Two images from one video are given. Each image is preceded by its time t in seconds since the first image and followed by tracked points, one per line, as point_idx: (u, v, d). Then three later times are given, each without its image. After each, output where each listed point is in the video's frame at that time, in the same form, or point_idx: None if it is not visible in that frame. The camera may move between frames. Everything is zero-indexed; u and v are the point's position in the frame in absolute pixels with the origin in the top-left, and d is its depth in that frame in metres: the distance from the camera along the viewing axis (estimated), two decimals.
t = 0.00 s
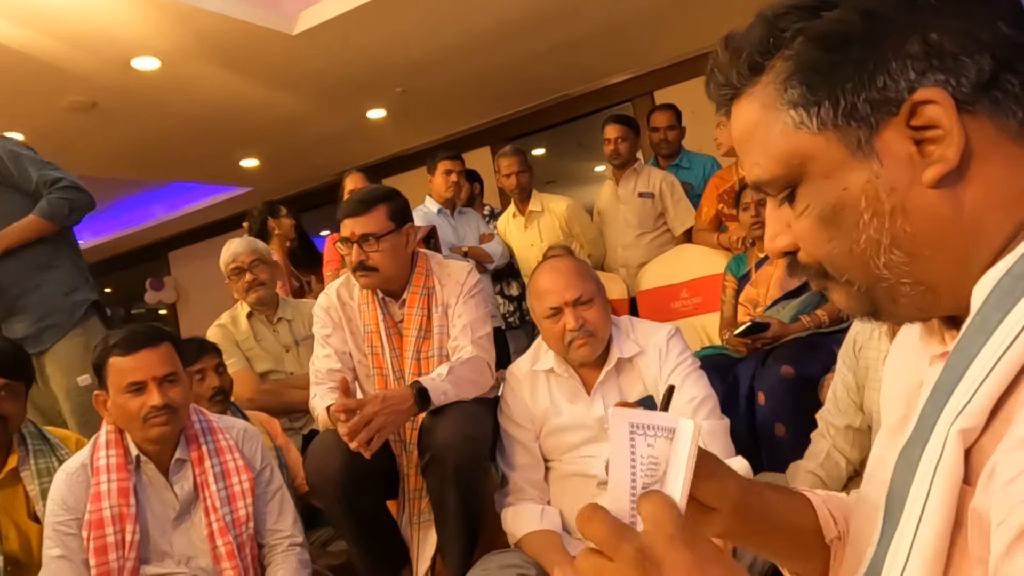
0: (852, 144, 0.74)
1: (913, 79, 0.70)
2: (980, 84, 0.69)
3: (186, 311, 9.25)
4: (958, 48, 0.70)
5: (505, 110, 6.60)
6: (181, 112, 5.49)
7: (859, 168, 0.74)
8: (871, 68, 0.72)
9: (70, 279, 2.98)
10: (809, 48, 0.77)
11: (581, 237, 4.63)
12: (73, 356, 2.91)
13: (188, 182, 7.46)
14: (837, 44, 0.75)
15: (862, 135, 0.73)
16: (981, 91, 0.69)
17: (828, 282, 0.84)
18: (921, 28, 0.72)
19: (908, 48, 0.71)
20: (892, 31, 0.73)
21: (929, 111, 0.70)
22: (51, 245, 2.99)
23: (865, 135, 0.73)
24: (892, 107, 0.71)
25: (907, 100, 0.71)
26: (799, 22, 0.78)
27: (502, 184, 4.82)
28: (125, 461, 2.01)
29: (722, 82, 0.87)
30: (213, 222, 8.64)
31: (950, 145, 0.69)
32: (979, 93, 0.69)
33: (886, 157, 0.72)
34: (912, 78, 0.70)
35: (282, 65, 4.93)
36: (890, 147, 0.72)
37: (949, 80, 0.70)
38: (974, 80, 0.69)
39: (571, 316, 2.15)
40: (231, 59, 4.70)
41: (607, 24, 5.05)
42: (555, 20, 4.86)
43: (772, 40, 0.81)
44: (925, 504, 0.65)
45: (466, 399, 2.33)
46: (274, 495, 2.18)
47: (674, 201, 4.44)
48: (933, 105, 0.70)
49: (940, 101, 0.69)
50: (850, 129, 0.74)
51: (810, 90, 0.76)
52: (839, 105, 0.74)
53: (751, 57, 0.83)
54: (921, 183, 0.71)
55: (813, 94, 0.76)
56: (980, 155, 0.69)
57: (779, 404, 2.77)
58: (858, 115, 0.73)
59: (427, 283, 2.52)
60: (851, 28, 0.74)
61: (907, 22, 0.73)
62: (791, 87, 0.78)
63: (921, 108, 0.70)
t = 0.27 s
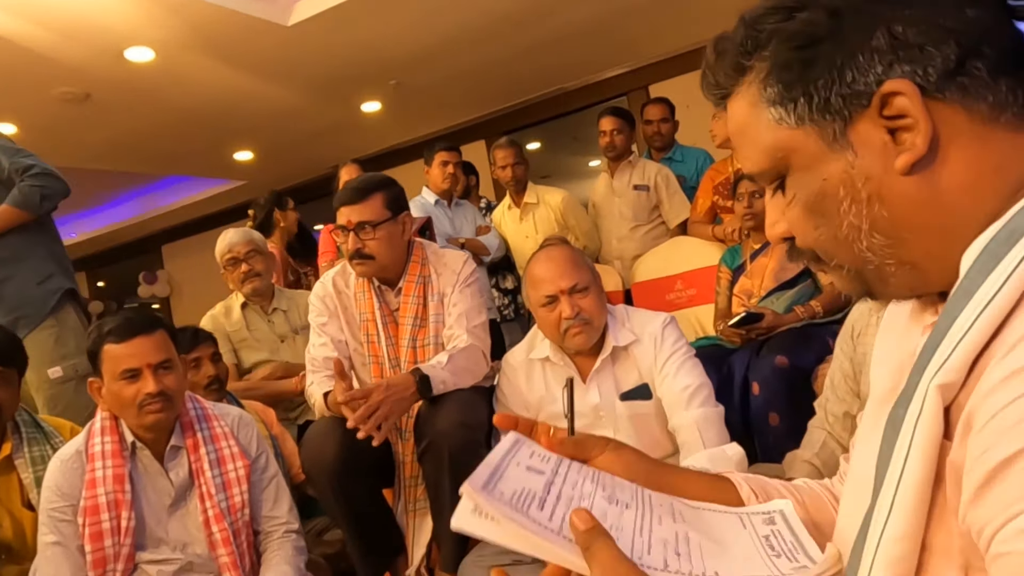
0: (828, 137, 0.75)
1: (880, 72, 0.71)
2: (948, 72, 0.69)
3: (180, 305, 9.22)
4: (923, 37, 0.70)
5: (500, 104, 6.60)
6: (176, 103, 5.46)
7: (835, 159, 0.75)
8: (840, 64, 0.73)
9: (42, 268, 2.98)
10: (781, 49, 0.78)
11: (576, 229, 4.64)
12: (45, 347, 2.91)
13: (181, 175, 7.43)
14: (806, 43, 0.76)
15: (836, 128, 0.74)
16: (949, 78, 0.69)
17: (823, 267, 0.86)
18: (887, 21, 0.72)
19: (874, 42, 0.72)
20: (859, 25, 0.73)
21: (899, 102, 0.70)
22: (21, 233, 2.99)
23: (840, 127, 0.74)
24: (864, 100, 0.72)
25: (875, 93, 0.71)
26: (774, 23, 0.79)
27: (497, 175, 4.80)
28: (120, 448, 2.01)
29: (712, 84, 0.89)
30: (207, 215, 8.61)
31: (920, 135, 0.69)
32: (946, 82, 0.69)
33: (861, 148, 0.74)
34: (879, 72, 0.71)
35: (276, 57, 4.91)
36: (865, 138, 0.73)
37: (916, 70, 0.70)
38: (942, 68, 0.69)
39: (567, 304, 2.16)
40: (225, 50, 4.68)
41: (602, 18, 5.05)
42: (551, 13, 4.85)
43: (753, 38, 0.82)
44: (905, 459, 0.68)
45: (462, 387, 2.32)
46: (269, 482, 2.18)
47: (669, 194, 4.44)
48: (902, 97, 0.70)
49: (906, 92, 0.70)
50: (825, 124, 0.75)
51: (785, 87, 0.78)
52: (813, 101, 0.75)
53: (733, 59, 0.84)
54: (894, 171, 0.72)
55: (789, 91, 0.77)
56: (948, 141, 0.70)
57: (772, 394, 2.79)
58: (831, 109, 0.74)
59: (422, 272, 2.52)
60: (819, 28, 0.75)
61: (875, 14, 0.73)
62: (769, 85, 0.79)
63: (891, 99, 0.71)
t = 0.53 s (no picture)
0: (764, 142, 0.75)
1: (810, 77, 0.71)
2: (872, 75, 0.69)
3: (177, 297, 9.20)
4: (847, 43, 0.71)
5: (496, 96, 6.59)
6: (172, 94, 5.44)
7: (772, 162, 0.75)
8: (772, 71, 0.73)
9: (30, 258, 2.96)
10: (715, 61, 0.79)
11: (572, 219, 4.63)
12: (33, 339, 2.89)
13: (178, 166, 7.41)
14: (739, 52, 0.77)
15: (773, 133, 0.74)
16: (874, 81, 0.69)
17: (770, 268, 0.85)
18: (810, 30, 0.73)
19: (802, 49, 0.72)
20: (786, 33, 0.74)
21: (829, 106, 0.70)
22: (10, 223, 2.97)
23: (775, 132, 0.74)
24: (796, 105, 0.72)
25: (806, 97, 0.71)
26: (711, 35, 0.79)
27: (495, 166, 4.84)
28: (117, 432, 2.01)
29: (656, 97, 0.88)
30: (203, 207, 8.58)
31: (851, 137, 0.70)
32: (873, 85, 0.69)
33: (796, 151, 0.73)
34: (808, 78, 0.71)
35: (271, 48, 4.89)
36: (800, 141, 0.73)
37: (843, 75, 0.70)
38: (866, 72, 0.70)
39: (564, 290, 2.16)
40: (221, 41, 4.67)
41: (600, 10, 5.04)
42: (549, 4, 4.84)
43: (691, 49, 0.82)
44: (865, 439, 0.67)
45: (458, 372, 2.32)
46: (266, 467, 2.17)
47: (665, 184, 4.42)
48: (831, 101, 0.70)
49: (835, 96, 0.70)
50: (761, 129, 0.75)
51: (723, 95, 0.78)
52: (750, 107, 0.75)
53: (674, 71, 0.84)
54: (827, 171, 0.71)
55: (727, 99, 0.77)
56: (878, 139, 0.69)
57: (769, 381, 2.79)
58: (766, 114, 0.74)
59: (419, 258, 2.51)
60: (750, 39, 0.76)
61: (801, 21, 0.74)
62: (708, 94, 0.79)
63: (821, 104, 0.71)
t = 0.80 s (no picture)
0: (711, 154, 0.76)
1: (753, 92, 0.73)
2: (811, 89, 0.71)
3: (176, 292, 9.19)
4: (788, 58, 0.72)
5: (492, 92, 6.59)
6: (169, 88, 5.43)
7: (719, 174, 0.76)
8: (717, 87, 0.75)
9: (27, 256, 2.97)
10: (664, 76, 0.80)
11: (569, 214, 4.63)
12: (30, 336, 2.89)
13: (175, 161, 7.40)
14: (687, 68, 0.78)
15: (720, 146, 0.75)
16: (813, 95, 0.71)
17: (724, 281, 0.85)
18: (755, 45, 0.74)
19: (745, 65, 0.74)
20: (731, 49, 0.75)
21: (771, 119, 0.71)
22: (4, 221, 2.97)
23: (722, 145, 0.75)
24: (741, 119, 0.73)
25: (750, 111, 0.72)
26: (660, 50, 0.81)
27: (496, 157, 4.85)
28: (113, 426, 2.01)
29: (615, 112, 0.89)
30: (201, 202, 8.58)
31: (791, 149, 0.70)
32: (813, 99, 0.71)
33: (741, 163, 0.74)
34: (752, 92, 0.73)
35: (268, 42, 4.89)
36: (745, 153, 0.74)
37: (784, 89, 0.72)
38: (806, 86, 0.71)
39: (558, 285, 2.17)
40: (217, 35, 4.66)
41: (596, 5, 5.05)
42: None
43: (641, 65, 0.83)
44: (812, 440, 0.68)
45: (453, 366, 2.33)
46: (262, 461, 2.18)
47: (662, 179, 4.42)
48: (774, 114, 0.71)
49: (777, 110, 0.71)
50: (709, 142, 0.76)
51: (672, 109, 0.79)
52: (697, 120, 0.77)
53: (627, 85, 0.85)
54: (771, 183, 0.72)
55: (676, 112, 0.79)
56: (818, 152, 0.70)
57: (763, 376, 2.80)
58: (712, 128, 0.75)
59: (413, 253, 2.52)
60: (698, 54, 0.77)
61: (745, 38, 0.75)
62: (659, 108, 0.81)
63: (765, 116, 0.72)
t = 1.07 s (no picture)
0: (748, 132, 0.74)
1: (796, 68, 0.71)
2: (854, 68, 0.70)
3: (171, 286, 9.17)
4: (830, 36, 0.71)
5: (490, 86, 6.59)
6: (166, 81, 5.42)
7: (755, 153, 0.74)
8: (755, 62, 0.73)
9: (29, 253, 2.97)
10: (697, 48, 0.77)
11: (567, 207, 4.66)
12: (29, 331, 2.90)
13: (172, 154, 7.38)
14: (721, 42, 0.76)
15: (756, 124, 0.73)
16: (855, 75, 0.70)
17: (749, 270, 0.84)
18: (796, 23, 0.73)
19: (787, 41, 0.72)
20: (769, 25, 0.74)
21: (814, 97, 0.70)
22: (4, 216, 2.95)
23: (760, 122, 0.73)
24: (780, 95, 0.71)
25: (793, 88, 0.71)
26: (689, 24, 0.78)
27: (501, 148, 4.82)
28: (113, 418, 2.02)
29: (624, 88, 0.86)
30: (197, 196, 8.56)
31: (833, 129, 0.70)
32: (855, 78, 0.70)
33: (779, 141, 0.73)
34: (795, 68, 0.71)
35: (266, 35, 4.88)
36: (783, 132, 0.72)
37: (827, 67, 0.70)
38: (849, 65, 0.70)
39: (557, 279, 2.17)
40: (215, 28, 4.66)
41: None
42: None
43: (667, 38, 0.80)
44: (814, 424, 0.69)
45: (451, 360, 2.35)
46: (261, 454, 2.19)
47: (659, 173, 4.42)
48: (817, 92, 0.70)
49: (820, 87, 0.70)
50: (745, 120, 0.74)
51: (707, 85, 0.76)
52: (734, 97, 0.74)
53: (649, 59, 0.82)
54: (810, 164, 0.72)
55: (711, 88, 0.76)
56: (859, 132, 0.70)
57: (760, 369, 2.82)
58: (750, 103, 0.73)
59: (409, 247, 2.53)
60: (733, 29, 0.75)
61: (783, 18, 0.74)
62: (688, 83, 0.77)
63: (807, 95, 0.71)
